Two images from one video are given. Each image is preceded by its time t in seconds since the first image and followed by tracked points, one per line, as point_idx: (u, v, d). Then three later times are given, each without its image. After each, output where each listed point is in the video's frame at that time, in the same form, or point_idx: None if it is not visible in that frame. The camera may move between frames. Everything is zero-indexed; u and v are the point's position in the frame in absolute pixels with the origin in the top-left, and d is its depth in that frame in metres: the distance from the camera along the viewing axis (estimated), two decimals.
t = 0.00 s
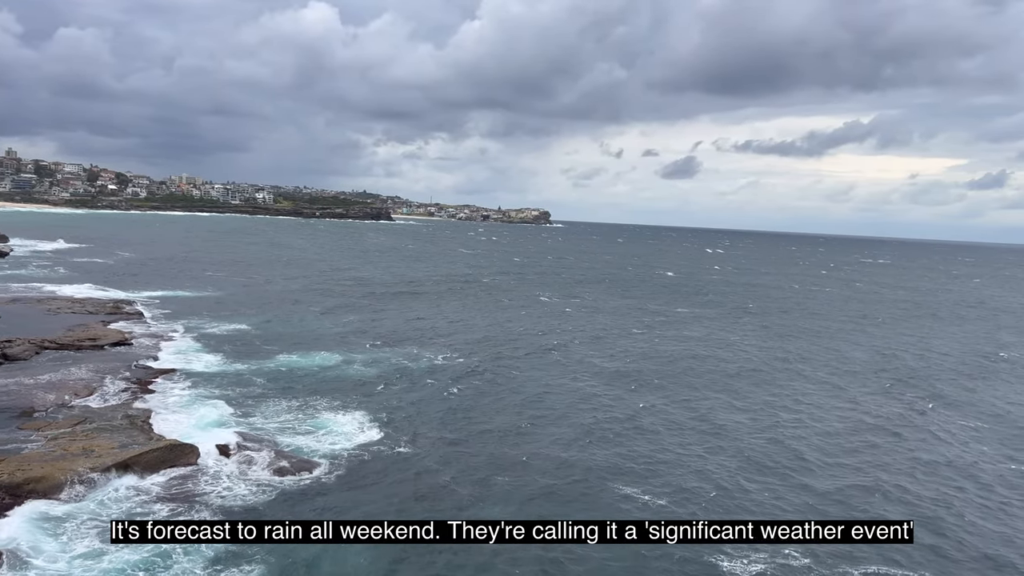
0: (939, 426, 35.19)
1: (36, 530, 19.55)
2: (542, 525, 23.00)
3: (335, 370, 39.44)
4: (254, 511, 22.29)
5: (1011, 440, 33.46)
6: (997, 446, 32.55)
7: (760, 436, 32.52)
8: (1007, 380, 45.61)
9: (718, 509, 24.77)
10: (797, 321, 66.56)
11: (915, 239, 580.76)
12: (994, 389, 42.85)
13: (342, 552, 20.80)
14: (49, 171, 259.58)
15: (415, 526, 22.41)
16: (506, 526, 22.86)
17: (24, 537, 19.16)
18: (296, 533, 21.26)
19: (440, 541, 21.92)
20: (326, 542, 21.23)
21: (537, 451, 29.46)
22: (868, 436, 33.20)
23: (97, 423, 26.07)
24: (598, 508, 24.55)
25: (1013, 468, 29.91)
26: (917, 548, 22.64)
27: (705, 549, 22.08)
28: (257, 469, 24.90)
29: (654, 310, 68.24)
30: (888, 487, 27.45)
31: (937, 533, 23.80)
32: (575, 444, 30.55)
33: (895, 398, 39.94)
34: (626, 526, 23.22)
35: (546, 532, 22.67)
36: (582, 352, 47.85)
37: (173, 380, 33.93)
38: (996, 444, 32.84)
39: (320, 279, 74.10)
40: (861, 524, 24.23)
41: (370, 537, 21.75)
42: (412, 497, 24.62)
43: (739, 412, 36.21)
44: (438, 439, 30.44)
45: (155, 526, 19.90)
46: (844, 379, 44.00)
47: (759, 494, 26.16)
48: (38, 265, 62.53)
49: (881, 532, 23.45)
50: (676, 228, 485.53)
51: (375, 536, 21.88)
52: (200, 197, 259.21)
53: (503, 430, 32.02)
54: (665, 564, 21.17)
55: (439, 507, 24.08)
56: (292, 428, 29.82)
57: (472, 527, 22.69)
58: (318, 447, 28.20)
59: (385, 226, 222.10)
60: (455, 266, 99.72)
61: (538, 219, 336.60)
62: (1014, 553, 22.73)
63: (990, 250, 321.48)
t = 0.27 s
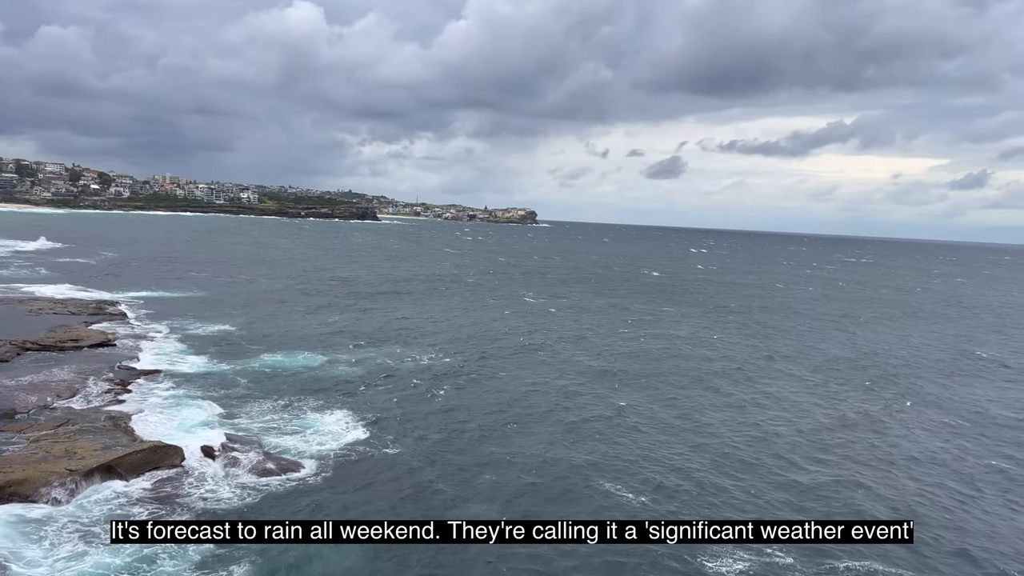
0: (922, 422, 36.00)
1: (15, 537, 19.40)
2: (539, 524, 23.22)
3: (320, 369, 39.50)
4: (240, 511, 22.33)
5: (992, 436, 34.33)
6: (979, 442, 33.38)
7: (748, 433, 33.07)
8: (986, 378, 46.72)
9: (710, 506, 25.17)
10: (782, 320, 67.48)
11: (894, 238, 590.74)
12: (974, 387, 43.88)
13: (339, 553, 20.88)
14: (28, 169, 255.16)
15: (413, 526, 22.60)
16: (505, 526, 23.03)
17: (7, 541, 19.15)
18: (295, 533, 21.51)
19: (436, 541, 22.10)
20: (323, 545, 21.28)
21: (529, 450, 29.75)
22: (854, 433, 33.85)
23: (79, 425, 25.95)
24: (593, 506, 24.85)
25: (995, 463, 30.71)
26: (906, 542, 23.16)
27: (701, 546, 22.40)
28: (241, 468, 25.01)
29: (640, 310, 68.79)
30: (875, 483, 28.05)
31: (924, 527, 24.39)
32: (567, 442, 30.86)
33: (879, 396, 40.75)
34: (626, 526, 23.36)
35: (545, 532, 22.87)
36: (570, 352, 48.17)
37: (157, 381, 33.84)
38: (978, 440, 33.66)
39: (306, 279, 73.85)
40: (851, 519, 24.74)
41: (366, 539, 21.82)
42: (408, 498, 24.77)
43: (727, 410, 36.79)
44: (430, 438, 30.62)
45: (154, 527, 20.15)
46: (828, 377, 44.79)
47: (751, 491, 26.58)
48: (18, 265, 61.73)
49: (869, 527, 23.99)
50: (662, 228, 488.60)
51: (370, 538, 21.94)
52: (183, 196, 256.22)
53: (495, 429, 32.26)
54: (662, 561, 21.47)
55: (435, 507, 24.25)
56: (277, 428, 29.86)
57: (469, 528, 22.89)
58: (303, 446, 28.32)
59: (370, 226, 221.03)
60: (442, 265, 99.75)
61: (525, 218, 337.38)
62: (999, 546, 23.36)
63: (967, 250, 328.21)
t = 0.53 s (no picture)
0: (908, 420, 36.73)
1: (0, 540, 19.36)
2: (538, 524, 23.41)
3: (307, 369, 39.49)
4: (230, 512, 22.38)
5: (976, 432, 35.11)
6: (963, 438, 34.15)
7: (739, 431, 33.55)
8: (968, 375, 47.75)
9: (705, 504, 25.52)
10: (768, 319, 68.28)
11: (876, 238, 599.14)
12: (956, 385, 44.83)
13: (338, 556, 20.87)
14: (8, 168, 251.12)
15: (413, 526, 22.73)
16: (504, 526, 23.18)
17: None
18: (293, 534, 21.58)
19: (436, 541, 22.21)
20: (322, 547, 21.26)
21: (523, 450, 29.98)
22: (842, 430, 34.49)
23: (64, 426, 25.83)
24: (589, 505, 25.10)
25: (980, 459, 31.41)
26: (898, 537, 23.61)
27: (700, 547, 22.59)
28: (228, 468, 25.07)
29: (628, 309, 69.30)
30: (866, 480, 28.59)
31: (914, 522, 24.94)
32: (561, 441, 31.13)
33: (865, 394, 41.50)
34: (625, 527, 23.52)
35: (544, 532, 23.03)
36: (560, 351, 48.49)
37: (142, 381, 33.73)
38: (963, 436, 34.42)
39: (293, 279, 73.60)
40: (842, 515, 25.21)
41: (364, 541, 21.85)
42: (404, 499, 24.86)
43: (717, 408, 37.29)
44: (424, 439, 30.74)
45: (153, 527, 20.38)
46: (815, 375, 45.51)
47: (745, 490, 26.98)
48: None
49: (861, 523, 24.47)
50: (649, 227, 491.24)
51: (369, 539, 22.00)
52: (168, 195, 253.58)
53: (488, 429, 32.44)
54: (659, 559, 21.73)
55: (432, 508, 24.36)
56: (264, 429, 29.87)
57: (468, 528, 23.02)
58: (290, 446, 28.39)
59: (357, 226, 219.97)
60: (430, 265, 99.75)
61: (513, 218, 337.81)
62: (987, 540, 23.93)
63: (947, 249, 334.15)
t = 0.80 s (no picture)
0: (899, 418, 37.24)
1: None
2: (537, 524, 23.45)
3: (297, 369, 39.47)
4: (220, 514, 22.40)
5: (966, 429, 35.68)
6: (953, 435, 34.67)
7: (733, 430, 33.90)
8: (954, 373, 48.53)
9: (696, 503, 25.78)
10: (756, 317, 68.94)
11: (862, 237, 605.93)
12: (943, 383, 45.55)
13: (339, 556, 20.98)
14: None
15: (412, 526, 22.84)
16: (504, 526, 23.27)
17: None
18: (293, 534, 21.71)
19: (435, 541, 22.29)
20: (323, 548, 21.36)
21: (519, 449, 30.12)
22: (835, 429, 34.90)
23: (51, 427, 25.69)
24: (588, 504, 25.24)
25: (971, 456, 31.88)
26: (898, 537, 23.72)
27: (700, 547, 22.74)
28: (217, 468, 25.02)
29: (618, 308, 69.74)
30: (860, 478, 28.95)
31: (913, 521, 25.07)
32: (557, 441, 31.30)
33: (855, 392, 42.06)
34: (625, 526, 23.63)
35: (544, 532, 23.07)
36: (553, 350, 48.65)
37: (130, 382, 33.61)
38: (953, 433, 34.93)
39: (282, 279, 73.33)
40: (838, 513, 25.54)
41: (364, 541, 21.95)
42: (405, 499, 24.94)
43: (710, 407, 37.62)
44: (420, 439, 30.78)
45: (154, 527, 20.54)
46: (805, 374, 46.03)
47: (739, 489, 27.23)
48: None
49: (860, 522, 24.61)
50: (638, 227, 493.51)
51: (369, 539, 22.09)
52: (155, 195, 251.38)
53: (484, 429, 32.55)
54: (660, 557, 21.90)
55: (431, 508, 24.44)
56: (253, 429, 29.86)
57: (468, 528, 23.09)
58: (280, 446, 28.45)
59: (347, 225, 219.07)
60: (420, 264, 99.78)
61: (503, 217, 338.21)
62: (981, 536, 24.29)
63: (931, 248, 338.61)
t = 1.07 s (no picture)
0: (891, 416, 37.68)
1: None
2: (537, 524, 23.53)
3: (288, 369, 39.50)
4: (213, 515, 22.44)
5: (957, 427, 36.13)
6: (945, 433, 35.10)
7: (726, 429, 34.20)
8: (944, 371, 49.12)
9: (689, 501, 26.00)
10: (746, 316, 69.59)
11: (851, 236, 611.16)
12: (934, 381, 46.10)
13: (339, 556, 21.07)
14: None
15: (412, 526, 22.95)
16: (504, 526, 23.38)
17: None
18: (293, 534, 21.82)
19: (435, 541, 22.38)
20: (323, 548, 21.47)
21: (516, 449, 30.27)
22: (828, 427, 35.26)
23: (41, 429, 25.62)
24: (587, 503, 25.39)
25: (963, 453, 32.29)
26: (897, 537, 23.86)
27: (700, 546, 22.87)
28: (210, 468, 25.08)
29: (609, 307, 70.12)
30: (855, 476, 29.25)
31: (913, 521, 25.21)
32: (553, 441, 31.48)
33: (847, 391, 42.52)
34: (625, 527, 23.73)
35: (544, 532, 23.16)
36: (547, 350, 48.81)
37: (120, 382, 33.56)
38: (945, 431, 35.37)
39: (273, 279, 73.15)
40: (834, 510, 25.84)
41: (364, 541, 22.04)
42: (404, 500, 25.04)
43: (704, 405, 37.93)
44: (416, 439, 30.89)
45: (155, 527, 20.66)
46: (797, 373, 46.46)
47: (732, 487, 27.50)
48: None
49: (859, 522, 24.76)
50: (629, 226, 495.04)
51: (369, 539, 22.19)
52: (144, 195, 249.42)
53: (480, 429, 32.68)
54: (659, 557, 22.05)
55: (431, 508, 24.53)
56: (245, 429, 29.91)
57: (468, 528, 23.20)
58: (271, 446, 28.55)
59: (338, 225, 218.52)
60: (412, 264, 99.78)
61: (494, 217, 338.38)
62: (976, 533, 24.57)
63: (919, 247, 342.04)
